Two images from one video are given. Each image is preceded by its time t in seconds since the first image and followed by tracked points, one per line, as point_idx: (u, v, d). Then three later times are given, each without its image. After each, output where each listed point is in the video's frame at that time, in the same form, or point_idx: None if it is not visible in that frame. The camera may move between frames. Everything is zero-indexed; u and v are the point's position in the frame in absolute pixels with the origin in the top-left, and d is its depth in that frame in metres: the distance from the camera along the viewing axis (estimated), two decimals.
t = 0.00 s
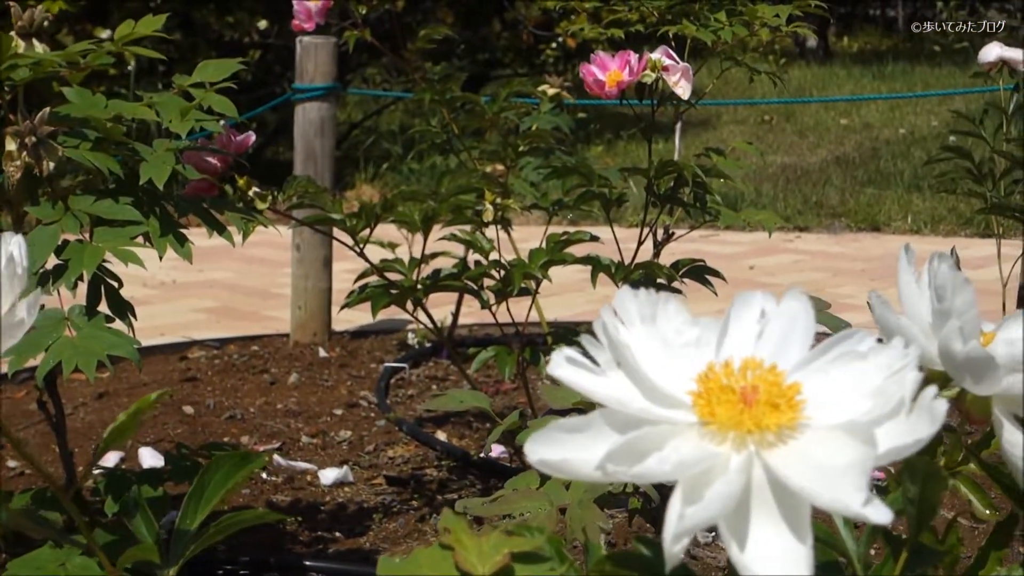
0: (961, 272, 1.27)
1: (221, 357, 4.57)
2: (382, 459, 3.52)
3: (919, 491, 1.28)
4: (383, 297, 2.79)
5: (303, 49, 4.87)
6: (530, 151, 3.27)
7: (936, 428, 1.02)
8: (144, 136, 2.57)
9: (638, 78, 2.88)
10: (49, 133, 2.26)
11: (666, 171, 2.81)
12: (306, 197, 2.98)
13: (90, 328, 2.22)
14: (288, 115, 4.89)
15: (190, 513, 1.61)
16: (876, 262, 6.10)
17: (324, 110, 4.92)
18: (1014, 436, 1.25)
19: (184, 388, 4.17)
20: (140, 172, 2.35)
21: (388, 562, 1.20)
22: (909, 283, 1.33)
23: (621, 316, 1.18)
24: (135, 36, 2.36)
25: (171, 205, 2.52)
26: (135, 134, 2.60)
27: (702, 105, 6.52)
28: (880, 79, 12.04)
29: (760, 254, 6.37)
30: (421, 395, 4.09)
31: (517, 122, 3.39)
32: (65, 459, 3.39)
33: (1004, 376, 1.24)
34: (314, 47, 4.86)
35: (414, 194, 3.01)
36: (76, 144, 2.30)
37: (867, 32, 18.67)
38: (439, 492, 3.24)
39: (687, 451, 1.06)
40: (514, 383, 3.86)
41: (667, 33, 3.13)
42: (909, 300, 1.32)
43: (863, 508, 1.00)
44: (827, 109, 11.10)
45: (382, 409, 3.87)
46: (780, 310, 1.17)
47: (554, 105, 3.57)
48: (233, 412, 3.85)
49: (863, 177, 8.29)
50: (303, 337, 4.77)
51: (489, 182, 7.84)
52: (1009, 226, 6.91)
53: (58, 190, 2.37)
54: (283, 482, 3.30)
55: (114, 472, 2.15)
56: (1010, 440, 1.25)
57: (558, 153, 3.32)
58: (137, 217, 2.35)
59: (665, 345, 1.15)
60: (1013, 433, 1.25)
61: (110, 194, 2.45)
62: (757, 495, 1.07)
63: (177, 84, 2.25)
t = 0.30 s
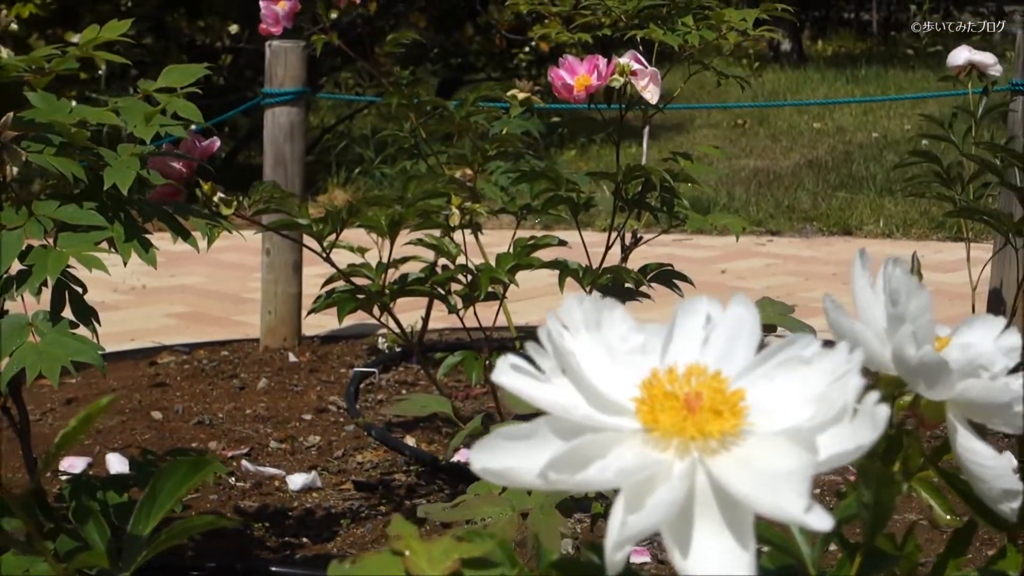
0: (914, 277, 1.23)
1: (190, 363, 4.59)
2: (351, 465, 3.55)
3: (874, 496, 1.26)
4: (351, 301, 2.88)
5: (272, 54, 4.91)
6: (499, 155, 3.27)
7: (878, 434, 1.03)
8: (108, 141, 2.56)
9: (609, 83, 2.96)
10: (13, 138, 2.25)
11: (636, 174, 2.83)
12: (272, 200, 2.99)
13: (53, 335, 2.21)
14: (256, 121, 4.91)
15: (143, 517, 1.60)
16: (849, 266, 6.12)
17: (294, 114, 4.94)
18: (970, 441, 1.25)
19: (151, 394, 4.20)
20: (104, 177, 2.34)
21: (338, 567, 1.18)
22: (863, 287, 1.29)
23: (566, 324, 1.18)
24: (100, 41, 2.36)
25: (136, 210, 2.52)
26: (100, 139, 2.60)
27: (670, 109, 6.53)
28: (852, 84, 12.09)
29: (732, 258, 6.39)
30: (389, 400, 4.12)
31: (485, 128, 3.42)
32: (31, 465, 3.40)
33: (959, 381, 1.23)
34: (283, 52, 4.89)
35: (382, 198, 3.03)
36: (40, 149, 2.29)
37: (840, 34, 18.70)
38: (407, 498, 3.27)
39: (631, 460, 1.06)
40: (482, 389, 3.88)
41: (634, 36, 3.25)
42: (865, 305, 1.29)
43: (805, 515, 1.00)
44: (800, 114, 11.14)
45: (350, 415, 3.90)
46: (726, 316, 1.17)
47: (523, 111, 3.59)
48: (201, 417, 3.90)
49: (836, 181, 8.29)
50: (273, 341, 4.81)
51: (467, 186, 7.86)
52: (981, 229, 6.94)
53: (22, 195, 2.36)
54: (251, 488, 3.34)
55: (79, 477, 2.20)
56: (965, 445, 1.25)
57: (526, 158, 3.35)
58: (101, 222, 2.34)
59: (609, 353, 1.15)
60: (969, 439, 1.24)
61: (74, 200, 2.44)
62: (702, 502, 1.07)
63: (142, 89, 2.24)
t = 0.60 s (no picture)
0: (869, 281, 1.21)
1: (157, 367, 4.63)
2: (318, 469, 3.61)
3: (825, 501, 1.25)
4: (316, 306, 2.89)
5: (240, 57, 4.95)
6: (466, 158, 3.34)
7: (822, 435, 1.02)
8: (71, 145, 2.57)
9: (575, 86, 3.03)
10: None
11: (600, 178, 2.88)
12: (237, 202, 3.02)
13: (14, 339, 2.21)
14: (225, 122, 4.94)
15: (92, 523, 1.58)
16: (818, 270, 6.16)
17: (262, 117, 4.98)
18: (923, 446, 1.22)
19: (118, 399, 4.26)
20: (65, 182, 2.35)
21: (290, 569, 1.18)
22: (818, 292, 1.27)
23: (513, 327, 1.17)
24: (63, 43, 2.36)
25: (98, 214, 2.53)
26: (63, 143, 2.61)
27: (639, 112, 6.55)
28: (824, 87, 12.15)
29: (702, 262, 6.41)
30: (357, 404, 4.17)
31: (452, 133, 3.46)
32: None
33: (911, 386, 1.21)
34: (252, 53, 4.93)
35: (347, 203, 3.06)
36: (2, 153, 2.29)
37: (812, 40, 18.73)
38: (374, 502, 3.31)
39: (575, 461, 1.05)
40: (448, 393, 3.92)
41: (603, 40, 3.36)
42: (818, 310, 1.26)
43: (748, 515, 0.99)
44: (772, 117, 11.19)
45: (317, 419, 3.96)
46: (674, 318, 1.17)
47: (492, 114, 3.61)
48: (167, 422, 3.95)
49: (807, 184, 8.29)
50: (241, 346, 4.85)
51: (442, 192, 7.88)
52: (951, 233, 6.98)
53: None
54: (217, 492, 3.41)
55: (44, 484, 2.32)
56: (917, 450, 1.22)
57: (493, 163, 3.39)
58: (63, 226, 2.35)
59: (556, 356, 1.14)
60: (922, 443, 1.22)
61: (36, 204, 2.45)
62: (647, 503, 1.06)
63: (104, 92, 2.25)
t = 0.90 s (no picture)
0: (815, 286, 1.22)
1: (124, 372, 4.65)
2: (284, 474, 3.63)
3: (770, 504, 1.26)
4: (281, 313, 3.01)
5: (207, 63, 4.96)
6: (431, 164, 3.46)
7: (760, 442, 1.02)
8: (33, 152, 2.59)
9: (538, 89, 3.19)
10: None
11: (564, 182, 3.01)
12: (199, 209, 3.12)
13: None
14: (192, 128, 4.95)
15: (34, 529, 1.59)
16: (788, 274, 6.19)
17: (229, 122, 4.99)
18: (867, 448, 1.24)
19: (85, 404, 4.28)
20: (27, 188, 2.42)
21: None
22: (763, 295, 1.28)
23: (455, 332, 1.17)
24: (25, 49, 2.38)
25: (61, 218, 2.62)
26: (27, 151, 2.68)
27: (606, 116, 6.56)
28: (795, 91, 12.20)
29: (672, 265, 6.44)
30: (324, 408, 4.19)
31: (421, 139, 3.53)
32: None
33: (854, 389, 1.22)
34: (219, 59, 4.95)
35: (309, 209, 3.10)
36: None
37: (783, 44, 18.76)
38: (338, 507, 3.34)
39: (514, 467, 1.05)
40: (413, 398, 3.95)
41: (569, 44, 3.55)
42: (762, 312, 1.28)
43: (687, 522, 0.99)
44: (743, 120, 11.23)
45: (283, 424, 3.97)
46: (615, 323, 1.17)
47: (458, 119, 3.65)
48: (133, 427, 3.97)
49: (777, 188, 8.31)
50: (209, 351, 4.87)
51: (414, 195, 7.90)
52: (920, 237, 7.03)
53: None
54: (182, 498, 3.44)
55: (6, 491, 2.56)
56: (861, 452, 1.25)
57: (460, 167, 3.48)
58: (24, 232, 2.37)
59: (496, 362, 1.14)
60: (867, 446, 1.24)
61: None
62: (586, 509, 1.06)
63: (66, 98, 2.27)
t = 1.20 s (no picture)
0: (762, 292, 1.22)
1: (92, 378, 4.66)
2: (249, 480, 3.64)
3: (718, 511, 1.25)
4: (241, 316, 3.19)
5: (175, 67, 4.95)
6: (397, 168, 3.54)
7: (698, 450, 1.02)
8: None
9: (502, 95, 3.24)
10: None
11: (526, 187, 3.08)
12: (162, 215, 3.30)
13: None
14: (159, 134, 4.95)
15: None
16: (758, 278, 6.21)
17: (197, 127, 4.99)
18: (814, 455, 1.23)
19: (52, 409, 4.29)
20: None
21: None
22: (712, 301, 1.27)
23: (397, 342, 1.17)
24: None
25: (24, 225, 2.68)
26: None
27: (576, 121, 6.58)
28: (768, 97, 12.25)
29: (643, 270, 6.46)
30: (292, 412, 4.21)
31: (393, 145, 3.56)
32: None
33: (801, 395, 1.22)
34: (186, 64, 4.94)
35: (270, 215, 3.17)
36: None
37: (754, 50, 18.83)
38: (301, 512, 3.35)
39: (452, 476, 1.05)
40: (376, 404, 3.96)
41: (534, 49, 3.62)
42: (711, 318, 1.27)
43: (624, 532, 0.99)
44: (716, 125, 11.26)
45: (249, 429, 3.98)
46: (557, 332, 1.17)
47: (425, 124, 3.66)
48: (99, 433, 3.98)
49: (746, 192, 8.32)
50: (176, 356, 4.88)
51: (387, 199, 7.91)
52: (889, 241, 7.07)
53: None
54: (147, 503, 3.45)
55: None
56: (808, 459, 1.24)
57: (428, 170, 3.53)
58: None
59: (438, 372, 1.15)
60: (813, 453, 1.23)
61: None
62: (525, 518, 1.06)
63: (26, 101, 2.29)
